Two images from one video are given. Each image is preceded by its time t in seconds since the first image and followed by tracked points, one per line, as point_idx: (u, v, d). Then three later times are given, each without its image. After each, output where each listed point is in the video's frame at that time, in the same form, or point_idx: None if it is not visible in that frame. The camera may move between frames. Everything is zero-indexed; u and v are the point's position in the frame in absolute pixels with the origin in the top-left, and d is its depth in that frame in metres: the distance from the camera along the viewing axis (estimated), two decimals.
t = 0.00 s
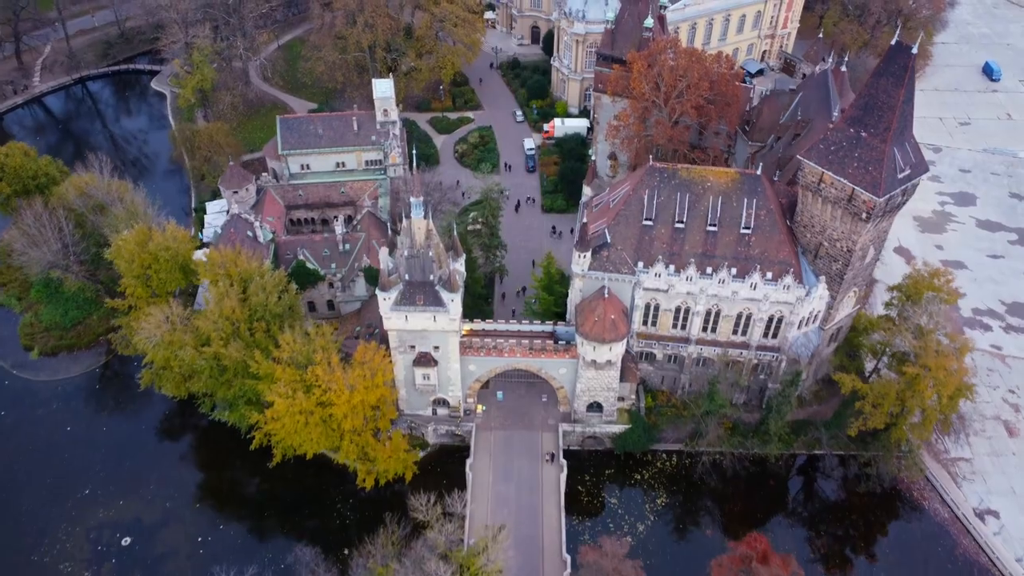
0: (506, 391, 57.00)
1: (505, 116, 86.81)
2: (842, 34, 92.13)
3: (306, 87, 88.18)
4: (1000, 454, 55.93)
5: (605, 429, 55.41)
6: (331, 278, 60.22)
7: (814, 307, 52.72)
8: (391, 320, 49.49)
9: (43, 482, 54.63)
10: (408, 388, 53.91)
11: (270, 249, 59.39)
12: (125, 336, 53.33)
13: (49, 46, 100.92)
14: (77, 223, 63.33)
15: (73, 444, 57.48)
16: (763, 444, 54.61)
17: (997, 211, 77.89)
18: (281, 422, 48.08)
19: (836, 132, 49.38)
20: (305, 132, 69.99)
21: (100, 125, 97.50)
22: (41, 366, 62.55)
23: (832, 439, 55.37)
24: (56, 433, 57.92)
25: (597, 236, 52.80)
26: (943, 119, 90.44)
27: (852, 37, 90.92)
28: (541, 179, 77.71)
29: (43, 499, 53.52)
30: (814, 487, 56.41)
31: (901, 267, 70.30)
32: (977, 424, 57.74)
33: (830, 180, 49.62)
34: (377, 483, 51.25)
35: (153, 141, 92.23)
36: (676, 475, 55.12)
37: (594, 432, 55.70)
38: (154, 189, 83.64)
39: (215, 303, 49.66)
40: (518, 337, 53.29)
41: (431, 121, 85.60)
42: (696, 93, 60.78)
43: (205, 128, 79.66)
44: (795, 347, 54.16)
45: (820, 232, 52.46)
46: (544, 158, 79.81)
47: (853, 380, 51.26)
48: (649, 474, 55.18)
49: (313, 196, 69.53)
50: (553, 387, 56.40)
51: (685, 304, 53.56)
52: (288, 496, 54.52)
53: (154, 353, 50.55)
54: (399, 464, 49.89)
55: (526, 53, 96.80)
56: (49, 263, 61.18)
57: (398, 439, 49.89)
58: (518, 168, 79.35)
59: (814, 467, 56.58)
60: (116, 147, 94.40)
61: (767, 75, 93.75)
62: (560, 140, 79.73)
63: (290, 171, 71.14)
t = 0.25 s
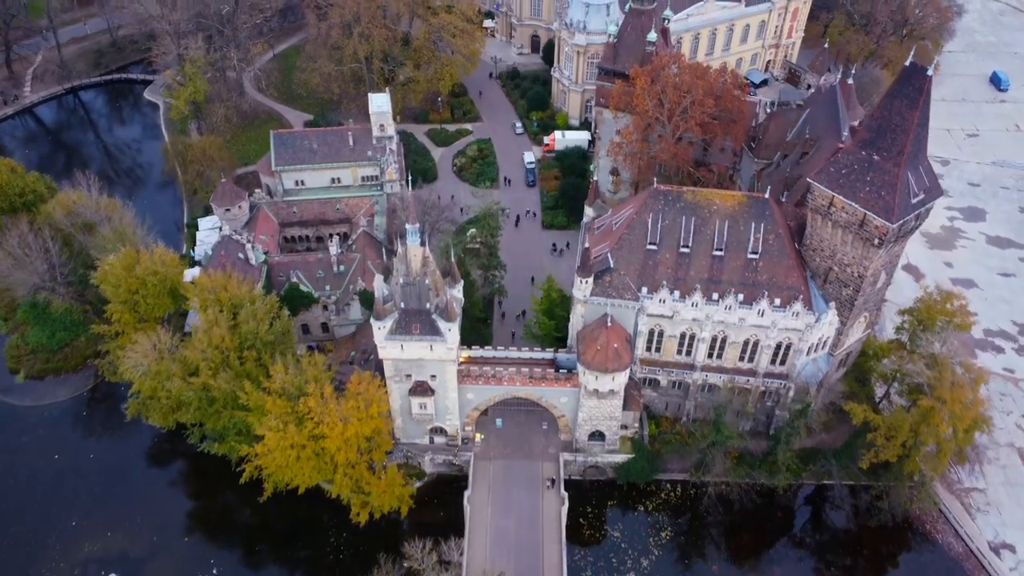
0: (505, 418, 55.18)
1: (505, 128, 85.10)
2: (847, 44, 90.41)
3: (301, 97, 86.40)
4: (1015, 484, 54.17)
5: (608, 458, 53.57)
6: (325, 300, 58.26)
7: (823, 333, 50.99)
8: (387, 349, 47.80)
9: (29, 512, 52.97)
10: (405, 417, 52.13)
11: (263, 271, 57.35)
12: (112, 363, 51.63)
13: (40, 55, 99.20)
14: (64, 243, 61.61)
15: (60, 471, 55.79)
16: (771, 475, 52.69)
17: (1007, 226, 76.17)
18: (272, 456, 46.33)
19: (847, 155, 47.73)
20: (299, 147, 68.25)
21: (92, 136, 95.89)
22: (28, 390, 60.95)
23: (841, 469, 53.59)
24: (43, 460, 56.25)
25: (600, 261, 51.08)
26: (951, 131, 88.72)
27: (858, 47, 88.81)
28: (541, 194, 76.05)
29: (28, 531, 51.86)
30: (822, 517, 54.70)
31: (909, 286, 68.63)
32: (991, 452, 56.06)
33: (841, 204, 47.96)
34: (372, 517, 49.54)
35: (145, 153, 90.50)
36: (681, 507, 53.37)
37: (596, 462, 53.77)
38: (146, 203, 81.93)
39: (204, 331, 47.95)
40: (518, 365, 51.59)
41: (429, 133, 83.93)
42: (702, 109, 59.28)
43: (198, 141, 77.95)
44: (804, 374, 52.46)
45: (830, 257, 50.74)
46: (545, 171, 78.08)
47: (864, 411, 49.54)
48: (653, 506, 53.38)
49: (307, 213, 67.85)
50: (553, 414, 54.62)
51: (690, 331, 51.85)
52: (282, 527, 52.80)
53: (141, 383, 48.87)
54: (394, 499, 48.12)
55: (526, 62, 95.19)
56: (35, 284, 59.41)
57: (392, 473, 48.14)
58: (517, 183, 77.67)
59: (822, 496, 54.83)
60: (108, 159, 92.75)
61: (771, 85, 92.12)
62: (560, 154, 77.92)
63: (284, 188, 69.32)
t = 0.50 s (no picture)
0: (505, 447, 53.20)
1: (504, 141, 83.29)
2: (854, 54, 88.52)
3: (295, 108, 84.61)
4: None
5: (611, 490, 51.61)
6: (319, 325, 56.48)
7: (835, 362, 49.07)
8: (381, 381, 45.89)
9: (11, 548, 51.09)
10: (400, 449, 50.23)
11: (254, 295, 55.49)
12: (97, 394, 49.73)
13: (30, 66, 97.42)
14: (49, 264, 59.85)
15: (44, 503, 53.86)
16: (781, 508, 50.73)
17: (1019, 243, 74.30)
18: (261, 494, 44.41)
19: (860, 179, 45.87)
20: (293, 164, 66.41)
21: (84, 147, 94.12)
22: (11, 418, 58.88)
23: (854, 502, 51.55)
24: (27, 492, 54.44)
25: (603, 287, 49.15)
26: (960, 143, 86.93)
27: (865, 57, 86.99)
28: (541, 211, 74.24)
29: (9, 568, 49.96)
30: (832, 551, 52.84)
31: (920, 305, 66.82)
32: (1007, 483, 54.24)
33: (854, 231, 46.12)
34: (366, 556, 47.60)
35: (137, 166, 88.67)
36: (685, 541, 51.81)
37: (599, 494, 51.84)
38: (137, 218, 80.07)
39: (191, 362, 46.08)
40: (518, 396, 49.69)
41: (427, 147, 82.09)
42: (708, 129, 56.86)
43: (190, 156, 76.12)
44: (814, 404, 50.59)
45: (841, 283, 48.91)
46: (545, 186, 76.25)
47: (878, 444, 47.70)
48: (657, 540, 51.83)
49: (301, 232, 66.05)
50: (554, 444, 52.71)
51: (696, 359, 50.00)
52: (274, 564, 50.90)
53: (126, 416, 46.99)
54: (390, 537, 46.19)
55: (525, 72, 93.40)
56: (19, 308, 57.53)
57: (387, 510, 46.19)
58: (517, 198, 75.82)
59: (833, 529, 52.95)
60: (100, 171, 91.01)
61: (776, 95, 90.30)
62: (561, 168, 76.16)
63: (277, 206, 67.55)
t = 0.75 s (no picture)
0: (505, 477, 51.52)
1: (504, 153, 81.53)
2: (861, 64, 86.78)
3: (290, 119, 82.86)
4: None
5: (614, 523, 49.91)
6: (312, 349, 54.77)
7: (845, 391, 47.30)
8: (375, 414, 44.12)
9: None
10: (396, 481, 48.51)
11: (244, 319, 53.76)
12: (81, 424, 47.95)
13: (19, 74, 95.59)
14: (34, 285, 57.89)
15: (29, 535, 51.89)
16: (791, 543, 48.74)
17: None
18: (250, 533, 42.68)
19: (873, 205, 44.09)
20: (286, 180, 64.62)
21: (76, 158, 92.40)
22: None
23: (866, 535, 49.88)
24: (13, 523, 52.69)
25: (605, 315, 47.31)
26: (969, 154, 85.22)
27: (872, 67, 85.24)
28: (541, 226, 72.47)
29: None
30: None
31: (930, 325, 65.21)
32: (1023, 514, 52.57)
33: (866, 257, 44.34)
34: None
35: (127, 179, 86.97)
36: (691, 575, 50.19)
37: (601, 527, 50.20)
38: (128, 233, 78.25)
39: (178, 394, 44.38)
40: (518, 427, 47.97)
41: (424, 159, 80.31)
42: (713, 146, 54.77)
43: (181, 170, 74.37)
44: (824, 435, 48.83)
45: (853, 311, 47.11)
46: (545, 201, 74.48)
47: (890, 478, 46.06)
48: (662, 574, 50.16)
49: (295, 250, 64.35)
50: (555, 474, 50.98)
51: (702, 389, 48.27)
52: None
53: (111, 449, 45.26)
54: None
55: (525, 82, 91.67)
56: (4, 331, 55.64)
57: (382, 548, 44.50)
58: (516, 213, 74.07)
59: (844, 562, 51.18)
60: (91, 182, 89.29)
61: (780, 106, 88.53)
62: (562, 182, 74.47)
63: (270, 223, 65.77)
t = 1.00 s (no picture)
0: (505, 511, 49.63)
1: (503, 166, 79.68)
2: (868, 74, 84.93)
3: (284, 131, 80.99)
4: None
5: (618, 560, 47.98)
6: (305, 376, 52.89)
7: (858, 424, 45.44)
8: (369, 452, 42.21)
9: None
10: (391, 517, 46.60)
11: (234, 346, 51.88)
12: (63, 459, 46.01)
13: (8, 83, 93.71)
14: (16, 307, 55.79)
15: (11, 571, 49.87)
16: None
17: None
18: None
19: (889, 232, 42.23)
20: (279, 198, 62.74)
21: (66, 170, 90.51)
22: None
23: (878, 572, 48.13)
24: None
25: (609, 346, 45.51)
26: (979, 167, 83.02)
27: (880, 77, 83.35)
28: (541, 243, 70.64)
29: None
30: None
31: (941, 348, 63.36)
32: None
33: (881, 287, 42.49)
34: None
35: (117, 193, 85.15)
36: None
37: (605, 564, 48.20)
38: (120, 250, 75.96)
39: (163, 430, 42.59)
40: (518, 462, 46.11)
41: (422, 173, 78.46)
42: (720, 166, 52.99)
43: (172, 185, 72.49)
44: (836, 469, 46.99)
45: (866, 341, 45.23)
46: (545, 217, 72.61)
47: (905, 517, 44.67)
48: None
49: (288, 270, 62.50)
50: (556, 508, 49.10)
51: (710, 421, 46.41)
52: None
53: (93, 487, 43.37)
54: None
55: (525, 92, 89.86)
56: None
57: None
58: (516, 229, 72.23)
59: None
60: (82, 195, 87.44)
61: (785, 117, 86.67)
62: (563, 198, 72.69)
63: (263, 242, 63.91)
